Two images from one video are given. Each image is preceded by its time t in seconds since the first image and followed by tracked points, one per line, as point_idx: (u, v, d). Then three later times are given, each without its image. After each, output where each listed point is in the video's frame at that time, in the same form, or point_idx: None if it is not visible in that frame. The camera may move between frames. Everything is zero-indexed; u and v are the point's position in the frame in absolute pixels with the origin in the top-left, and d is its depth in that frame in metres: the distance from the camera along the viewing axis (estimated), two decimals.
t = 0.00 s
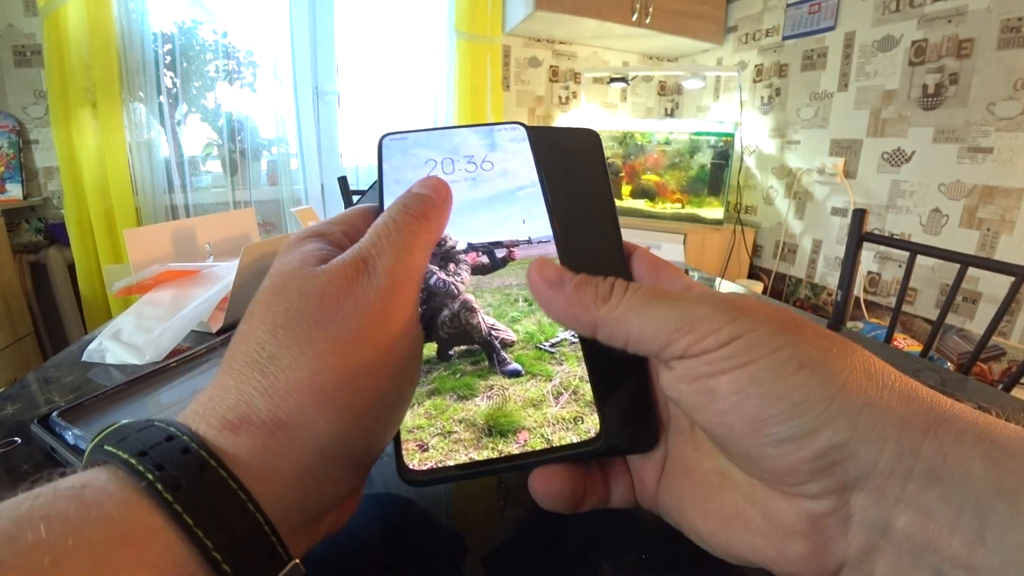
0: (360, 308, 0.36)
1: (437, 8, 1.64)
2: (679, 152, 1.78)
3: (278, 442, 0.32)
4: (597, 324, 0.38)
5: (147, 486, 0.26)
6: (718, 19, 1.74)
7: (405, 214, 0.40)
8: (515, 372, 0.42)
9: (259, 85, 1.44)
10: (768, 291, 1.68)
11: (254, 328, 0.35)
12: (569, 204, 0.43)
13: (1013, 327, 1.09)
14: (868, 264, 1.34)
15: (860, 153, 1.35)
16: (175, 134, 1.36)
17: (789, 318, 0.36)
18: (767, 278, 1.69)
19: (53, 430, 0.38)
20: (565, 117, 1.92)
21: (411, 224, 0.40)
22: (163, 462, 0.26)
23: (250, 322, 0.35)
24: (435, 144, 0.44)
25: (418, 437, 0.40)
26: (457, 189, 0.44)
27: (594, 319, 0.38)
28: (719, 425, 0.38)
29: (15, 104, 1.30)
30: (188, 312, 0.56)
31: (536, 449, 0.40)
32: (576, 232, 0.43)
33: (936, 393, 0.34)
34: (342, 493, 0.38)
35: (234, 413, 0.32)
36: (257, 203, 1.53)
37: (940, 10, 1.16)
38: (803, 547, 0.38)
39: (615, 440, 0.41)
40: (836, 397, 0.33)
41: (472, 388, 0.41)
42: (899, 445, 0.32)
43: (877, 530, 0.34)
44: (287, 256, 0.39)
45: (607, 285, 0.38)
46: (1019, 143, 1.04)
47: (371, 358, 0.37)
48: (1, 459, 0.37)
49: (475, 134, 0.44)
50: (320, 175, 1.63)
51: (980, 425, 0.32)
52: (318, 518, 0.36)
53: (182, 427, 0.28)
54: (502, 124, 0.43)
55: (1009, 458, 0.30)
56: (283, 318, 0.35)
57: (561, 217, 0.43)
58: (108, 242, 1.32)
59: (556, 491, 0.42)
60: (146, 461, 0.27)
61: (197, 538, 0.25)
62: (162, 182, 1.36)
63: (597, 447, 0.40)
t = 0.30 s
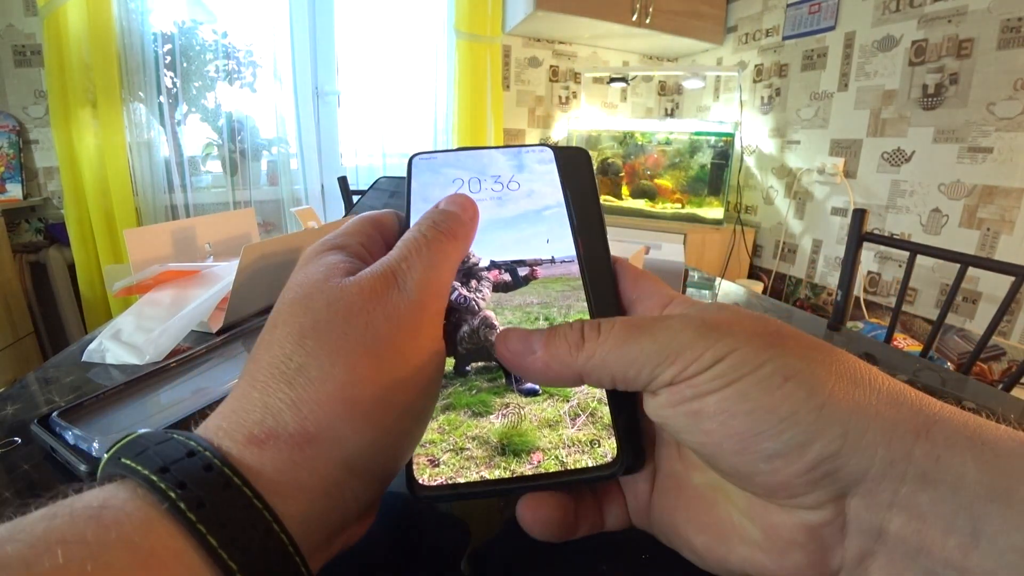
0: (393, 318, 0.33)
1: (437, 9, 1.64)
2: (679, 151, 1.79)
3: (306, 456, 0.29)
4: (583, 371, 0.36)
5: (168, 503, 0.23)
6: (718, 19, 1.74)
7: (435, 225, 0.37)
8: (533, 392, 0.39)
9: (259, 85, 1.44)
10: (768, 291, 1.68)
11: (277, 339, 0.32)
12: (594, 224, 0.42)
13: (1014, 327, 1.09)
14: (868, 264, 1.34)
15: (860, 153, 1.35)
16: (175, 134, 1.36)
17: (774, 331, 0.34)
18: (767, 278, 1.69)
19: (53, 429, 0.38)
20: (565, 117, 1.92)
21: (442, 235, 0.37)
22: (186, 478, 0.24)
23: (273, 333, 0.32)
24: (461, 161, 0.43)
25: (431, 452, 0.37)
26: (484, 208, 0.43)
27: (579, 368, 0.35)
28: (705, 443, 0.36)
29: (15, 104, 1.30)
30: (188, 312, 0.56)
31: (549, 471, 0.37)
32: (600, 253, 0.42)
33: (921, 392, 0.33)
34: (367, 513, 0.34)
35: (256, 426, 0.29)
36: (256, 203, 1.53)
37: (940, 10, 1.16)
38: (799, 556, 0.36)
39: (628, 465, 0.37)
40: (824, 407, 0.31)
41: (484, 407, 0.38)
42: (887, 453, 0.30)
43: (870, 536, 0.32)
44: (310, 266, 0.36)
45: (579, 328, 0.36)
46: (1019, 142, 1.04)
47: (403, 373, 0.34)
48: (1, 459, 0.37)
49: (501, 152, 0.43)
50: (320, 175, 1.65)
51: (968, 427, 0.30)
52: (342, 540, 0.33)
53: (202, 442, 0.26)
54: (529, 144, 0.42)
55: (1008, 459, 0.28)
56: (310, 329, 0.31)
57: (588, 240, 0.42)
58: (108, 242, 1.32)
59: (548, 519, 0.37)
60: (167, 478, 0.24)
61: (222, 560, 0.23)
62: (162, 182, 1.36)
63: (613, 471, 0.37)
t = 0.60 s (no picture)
0: (403, 323, 0.33)
1: (437, 9, 1.64)
2: (678, 151, 1.79)
3: (318, 459, 0.29)
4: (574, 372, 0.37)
5: (178, 508, 0.23)
6: (718, 19, 1.74)
7: (444, 238, 0.39)
8: (538, 400, 0.40)
9: (259, 85, 1.44)
10: (768, 291, 1.68)
11: (286, 343, 0.31)
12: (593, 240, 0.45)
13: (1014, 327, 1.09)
14: (868, 264, 1.34)
15: (860, 153, 1.35)
16: (175, 134, 1.36)
17: (764, 335, 0.34)
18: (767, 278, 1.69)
19: (53, 429, 0.38)
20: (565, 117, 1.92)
21: (452, 246, 0.38)
22: (195, 485, 0.24)
23: (281, 337, 0.32)
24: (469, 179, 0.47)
25: (435, 457, 0.36)
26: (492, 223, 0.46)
27: (570, 368, 0.37)
28: (697, 449, 0.36)
29: (15, 104, 1.30)
30: (188, 312, 0.56)
31: (552, 479, 0.37)
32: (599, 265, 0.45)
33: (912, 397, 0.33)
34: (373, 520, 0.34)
35: (266, 430, 0.28)
36: (257, 203, 1.53)
37: (940, 10, 1.16)
38: (795, 562, 0.36)
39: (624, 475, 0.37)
40: (811, 414, 0.31)
41: (488, 415, 0.39)
42: (874, 459, 0.30)
43: (864, 540, 0.32)
44: (315, 272, 0.36)
45: (574, 331, 0.37)
46: (1019, 142, 1.04)
47: (414, 377, 0.34)
48: (1, 459, 0.37)
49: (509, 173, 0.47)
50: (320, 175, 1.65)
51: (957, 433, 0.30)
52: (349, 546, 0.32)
53: (209, 446, 0.26)
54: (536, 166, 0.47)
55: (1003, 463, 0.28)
56: (320, 332, 0.31)
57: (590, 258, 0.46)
58: (107, 242, 1.32)
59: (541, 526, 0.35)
60: (176, 484, 0.24)
61: (233, 565, 0.23)
62: (162, 182, 1.36)
63: (615, 480, 0.37)
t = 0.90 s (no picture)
0: (409, 326, 0.33)
1: (437, 9, 1.65)
2: (679, 151, 1.79)
3: (320, 461, 0.28)
4: (573, 370, 0.38)
5: (181, 510, 0.23)
6: (718, 19, 1.74)
7: (456, 244, 0.38)
8: (539, 408, 0.40)
9: (259, 85, 1.44)
10: (768, 291, 1.68)
11: (289, 345, 0.31)
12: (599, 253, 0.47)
13: (1014, 327, 1.09)
14: (868, 264, 1.34)
15: (860, 154, 1.35)
16: (175, 134, 1.36)
17: (761, 339, 0.34)
18: (767, 278, 1.69)
19: (53, 429, 0.38)
20: (565, 117, 1.93)
21: (465, 255, 0.38)
22: (197, 488, 0.24)
23: (284, 338, 0.32)
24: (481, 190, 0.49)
25: (436, 461, 0.36)
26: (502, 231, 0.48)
27: (568, 365, 0.37)
28: (694, 451, 0.36)
29: (15, 104, 1.30)
30: (188, 312, 0.56)
31: (552, 487, 0.36)
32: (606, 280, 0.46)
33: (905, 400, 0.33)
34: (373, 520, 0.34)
35: (268, 433, 0.28)
36: (256, 203, 1.53)
37: (940, 10, 1.16)
38: (792, 564, 0.36)
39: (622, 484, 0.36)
40: (808, 416, 0.31)
41: (490, 421, 0.39)
42: (870, 462, 0.30)
43: (862, 542, 0.32)
44: (318, 274, 0.36)
45: (577, 331, 0.38)
46: (1020, 142, 1.04)
47: (418, 380, 0.34)
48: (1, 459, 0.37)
49: (519, 185, 0.49)
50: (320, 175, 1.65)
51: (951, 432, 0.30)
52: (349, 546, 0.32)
53: (212, 449, 0.26)
54: (548, 177, 0.49)
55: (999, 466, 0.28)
56: (325, 333, 0.31)
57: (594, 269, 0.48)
58: (107, 242, 1.32)
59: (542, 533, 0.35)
60: (180, 487, 0.24)
61: (236, 567, 0.23)
62: (162, 182, 1.36)
63: (615, 490, 0.36)
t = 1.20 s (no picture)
0: (385, 327, 0.33)
1: (438, 9, 1.64)
2: (679, 151, 1.75)
3: (269, 438, 0.29)
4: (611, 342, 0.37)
5: (139, 477, 0.24)
6: (718, 20, 1.74)
7: (463, 259, 0.37)
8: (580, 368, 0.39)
9: (259, 85, 1.44)
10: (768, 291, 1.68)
11: (272, 334, 0.33)
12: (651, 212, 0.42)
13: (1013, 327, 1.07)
14: (868, 264, 1.33)
15: (860, 153, 1.35)
16: (175, 134, 1.36)
17: (784, 316, 0.34)
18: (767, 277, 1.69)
19: (53, 430, 0.38)
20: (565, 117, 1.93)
21: (469, 273, 0.36)
22: (157, 454, 0.24)
23: (272, 329, 0.33)
24: (525, 128, 0.43)
25: (488, 415, 0.37)
26: (547, 179, 0.43)
27: (607, 337, 0.36)
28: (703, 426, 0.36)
29: (15, 104, 1.30)
30: (188, 312, 0.56)
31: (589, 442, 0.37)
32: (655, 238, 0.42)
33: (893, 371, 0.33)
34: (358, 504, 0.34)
35: (228, 410, 0.29)
36: (256, 204, 1.53)
37: (940, 10, 1.16)
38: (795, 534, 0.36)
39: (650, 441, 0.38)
40: (822, 407, 0.31)
41: (536, 381, 0.39)
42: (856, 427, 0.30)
43: (863, 520, 0.32)
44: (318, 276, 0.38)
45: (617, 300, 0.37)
46: (1020, 142, 1.04)
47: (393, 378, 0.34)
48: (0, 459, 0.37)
49: (568, 120, 0.43)
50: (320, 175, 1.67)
51: (916, 404, 0.30)
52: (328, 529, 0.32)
53: (180, 427, 0.27)
54: (596, 114, 0.43)
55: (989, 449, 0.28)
56: (301, 325, 0.32)
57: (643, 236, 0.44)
58: (107, 241, 1.32)
59: (580, 474, 0.38)
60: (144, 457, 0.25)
61: (182, 526, 0.23)
62: (162, 182, 1.36)
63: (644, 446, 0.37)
